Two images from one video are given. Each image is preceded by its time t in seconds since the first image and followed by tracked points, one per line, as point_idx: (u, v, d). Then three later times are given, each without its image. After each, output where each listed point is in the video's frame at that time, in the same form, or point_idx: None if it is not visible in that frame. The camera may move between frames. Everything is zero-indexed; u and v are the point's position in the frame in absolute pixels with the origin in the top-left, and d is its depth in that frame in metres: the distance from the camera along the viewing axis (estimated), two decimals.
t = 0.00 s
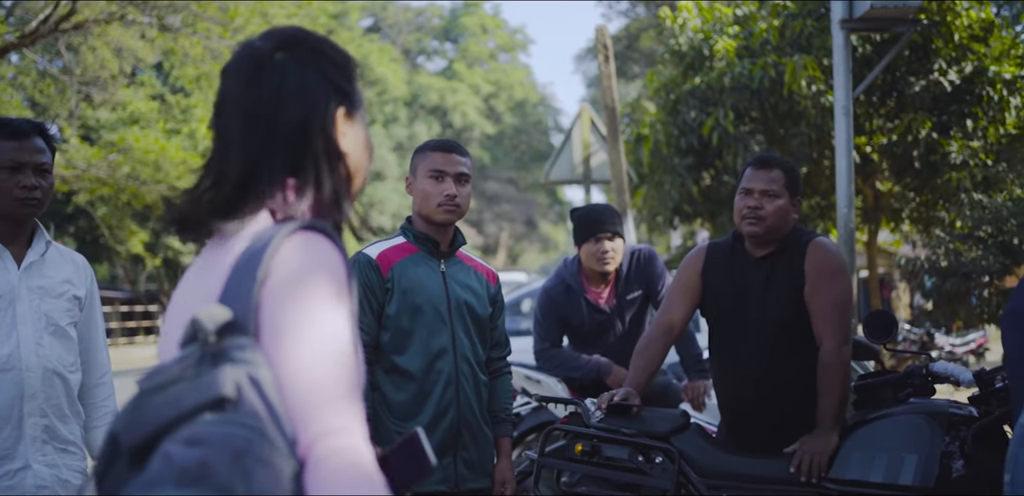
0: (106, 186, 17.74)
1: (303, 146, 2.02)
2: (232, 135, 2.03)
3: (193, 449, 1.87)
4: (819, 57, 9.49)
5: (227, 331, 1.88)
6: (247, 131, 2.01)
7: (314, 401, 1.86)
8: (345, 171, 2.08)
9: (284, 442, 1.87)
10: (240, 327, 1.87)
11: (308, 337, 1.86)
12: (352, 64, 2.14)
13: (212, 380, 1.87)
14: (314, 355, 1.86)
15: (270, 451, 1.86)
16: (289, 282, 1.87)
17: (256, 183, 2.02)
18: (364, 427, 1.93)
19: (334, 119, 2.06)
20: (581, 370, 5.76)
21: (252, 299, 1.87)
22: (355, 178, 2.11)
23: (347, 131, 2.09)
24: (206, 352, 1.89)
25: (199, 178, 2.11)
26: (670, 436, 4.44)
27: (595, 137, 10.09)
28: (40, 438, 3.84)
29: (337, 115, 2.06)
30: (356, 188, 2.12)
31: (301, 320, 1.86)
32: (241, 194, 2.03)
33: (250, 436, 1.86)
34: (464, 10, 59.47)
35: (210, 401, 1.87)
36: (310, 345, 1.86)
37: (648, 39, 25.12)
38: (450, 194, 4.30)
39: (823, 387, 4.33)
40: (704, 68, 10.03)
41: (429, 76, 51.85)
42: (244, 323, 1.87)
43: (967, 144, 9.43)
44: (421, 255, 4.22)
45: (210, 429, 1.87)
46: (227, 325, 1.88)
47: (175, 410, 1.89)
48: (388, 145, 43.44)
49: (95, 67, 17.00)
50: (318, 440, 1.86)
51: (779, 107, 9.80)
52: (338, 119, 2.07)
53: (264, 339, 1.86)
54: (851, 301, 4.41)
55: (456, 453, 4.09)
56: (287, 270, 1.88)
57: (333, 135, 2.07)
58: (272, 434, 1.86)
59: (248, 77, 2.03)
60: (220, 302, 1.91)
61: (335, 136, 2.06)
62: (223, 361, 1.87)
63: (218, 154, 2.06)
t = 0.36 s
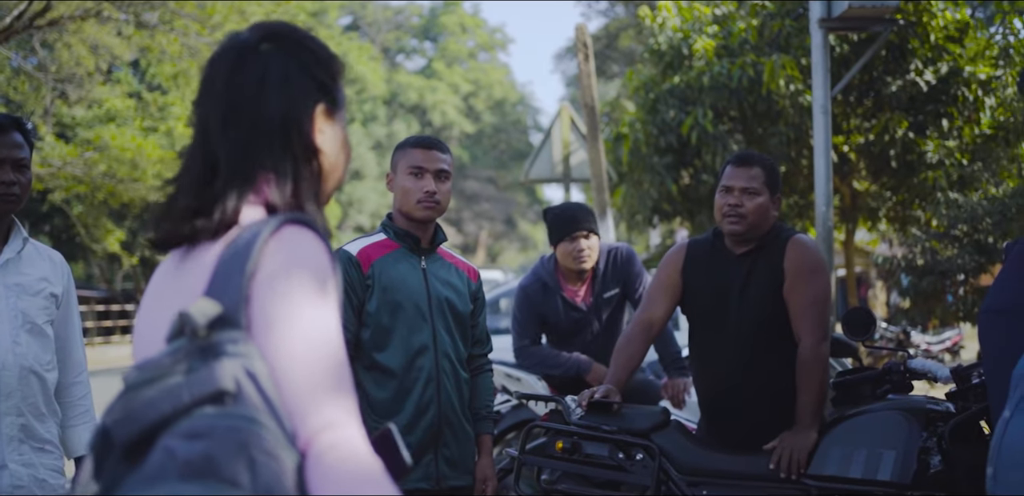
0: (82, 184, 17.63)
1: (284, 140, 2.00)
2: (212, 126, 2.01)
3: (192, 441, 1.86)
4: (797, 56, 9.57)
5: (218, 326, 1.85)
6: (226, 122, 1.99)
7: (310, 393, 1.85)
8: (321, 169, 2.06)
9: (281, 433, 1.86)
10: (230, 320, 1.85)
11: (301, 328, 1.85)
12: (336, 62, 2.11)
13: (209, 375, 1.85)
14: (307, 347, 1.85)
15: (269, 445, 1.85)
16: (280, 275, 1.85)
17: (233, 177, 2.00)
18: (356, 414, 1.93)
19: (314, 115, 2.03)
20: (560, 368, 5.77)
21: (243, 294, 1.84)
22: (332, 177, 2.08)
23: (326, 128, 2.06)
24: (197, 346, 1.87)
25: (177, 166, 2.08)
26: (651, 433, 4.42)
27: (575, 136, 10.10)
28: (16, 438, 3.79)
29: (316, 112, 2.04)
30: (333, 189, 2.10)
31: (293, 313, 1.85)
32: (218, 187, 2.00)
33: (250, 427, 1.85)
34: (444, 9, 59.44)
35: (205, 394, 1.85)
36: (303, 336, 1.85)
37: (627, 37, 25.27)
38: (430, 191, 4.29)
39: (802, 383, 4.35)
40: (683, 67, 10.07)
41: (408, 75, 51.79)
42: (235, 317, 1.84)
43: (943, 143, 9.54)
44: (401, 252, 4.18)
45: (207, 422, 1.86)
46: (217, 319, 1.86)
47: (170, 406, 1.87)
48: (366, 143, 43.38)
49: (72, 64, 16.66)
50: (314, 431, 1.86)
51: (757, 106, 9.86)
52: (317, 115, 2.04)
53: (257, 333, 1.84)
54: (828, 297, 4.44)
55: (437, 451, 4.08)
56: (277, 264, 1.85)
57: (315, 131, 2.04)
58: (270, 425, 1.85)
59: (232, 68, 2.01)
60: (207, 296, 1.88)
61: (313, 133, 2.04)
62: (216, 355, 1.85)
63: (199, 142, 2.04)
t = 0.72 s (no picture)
0: (75, 184, 17.53)
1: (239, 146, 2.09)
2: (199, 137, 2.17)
3: (157, 431, 1.91)
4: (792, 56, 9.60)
5: (186, 322, 1.92)
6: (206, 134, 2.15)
7: (270, 389, 1.89)
8: (286, 168, 2.09)
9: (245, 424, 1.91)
10: (197, 316, 1.91)
11: (263, 325, 1.89)
12: (316, 63, 2.14)
13: (174, 368, 1.91)
14: (268, 344, 1.89)
15: (232, 435, 1.90)
16: (241, 273, 1.90)
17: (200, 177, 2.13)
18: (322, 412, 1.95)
19: (269, 120, 2.09)
20: (556, 367, 5.77)
21: (208, 289, 1.90)
22: (298, 175, 2.10)
23: (284, 132, 2.09)
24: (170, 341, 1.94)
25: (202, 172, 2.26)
26: (647, 433, 4.42)
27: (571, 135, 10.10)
28: (9, 438, 3.74)
29: (272, 111, 2.09)
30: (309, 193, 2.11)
31: (254, 309, 1.89)
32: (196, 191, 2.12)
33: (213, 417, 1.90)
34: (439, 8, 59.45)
35: (172, 385, 1.91)
36: (264, 333, 1.89)
37: (623, 37, 25.34)
38: (427, 190, 4.26)
39: (796, 382, 4.38)
40: (678, 67, 10.09)
41: (404, 75, 51.73)
42: (201, 313, 1.90)
43: (936, 144, 9.58)
44: (399, 250, 4.16)
45: (172, 413, 1.91)
46: (186, 315, 1.92)
47: (139, 398, 1.93)
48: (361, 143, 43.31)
49: (63, 63, 16.14)
50: (274, 424, 1.89)
51: (752, 106, 9.89)
52: (273, 116, 2.09)
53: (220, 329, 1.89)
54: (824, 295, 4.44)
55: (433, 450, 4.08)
56: (238, 263, 1.90)
57: (274, 136, 2.09)
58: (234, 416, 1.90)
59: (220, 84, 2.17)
60: (179, 295, 1.95)
61: (272, 133, 2.09)
62: (183, 349, 1.91)
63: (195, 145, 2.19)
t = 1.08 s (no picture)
0: (63, 184, 17.47)
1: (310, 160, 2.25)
2: (253, 143, 2.28)
3: (160, 410, 2.03)
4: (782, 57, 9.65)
5: (201, 315, 2.08)
6: (265, 142, 2.26)
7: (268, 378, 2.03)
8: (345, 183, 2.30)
9: (242, 416, 2.04)
10: (212, 310, 2.08)
11: (269, 320, 2.04)
12: (363, 91, 2.37)
13: (183, 354, 2.06)
14: (271, 337, 2.04)
15: (230, 417, 2.03)
16: (254, 268, 2.07)
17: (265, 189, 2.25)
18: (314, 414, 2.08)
19: (337, 139, 2.28)
20: (548, 366, 5.75)
21: (223, 286, 2.09)
22: (352, 191, 2.32)
23: (348, 151, 2.30)
24: (184, 337, 2.09)
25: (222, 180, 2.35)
26: (639, 431, 4.41)
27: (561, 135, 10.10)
28: None
29: (340, 130, 2.29)
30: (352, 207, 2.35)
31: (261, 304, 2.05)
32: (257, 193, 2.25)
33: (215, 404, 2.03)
34: (429, 8, 59.43)
35: (179, 371, 2.04)
36: (269, 327, 2.05)
37: (613, 36, 25.35)
38: (419, 189, 4.25)
39: (787, 380, 4.38)
40: (668, 67, 10.11)
41: (393, 75, 51.67)
42: (216, 306, 2.08)
43: (925, 144, 9.65)
44: (391, 249, 4.15)
45: (175, 396, 2.03)
46: (200, 311, 2.09)
47: (148, 384, 2.06)
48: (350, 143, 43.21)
49: (52, 62, 15.86)
50: (265, 415, 2.01)
51: (742, 106, 9.92)
52: (341, 135, 2.29)
53: (232, 322, 2.06)
54: (813, 294, 4.46)
55: (425, 449, 4.06)
56: (251, 262, 2.08)
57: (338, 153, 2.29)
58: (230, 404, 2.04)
59: (269, 95, 2.28)
60: (196, 295, 2.12)
61: (336, 150, 2.28)
62: (195, 339, 2.07)
63: (238, 156, 2.30)
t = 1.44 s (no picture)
0: (54, 183, 17.42)
1: (280, 169, 2.27)
2: (221, 148, 2.29)
3: (151, 411, 2.04)
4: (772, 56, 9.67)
5: (180, 319, 2.09)
6: (233, 147, 2.27)
7: (251, 383, 2.03)
8: (312, 193, 2.32)
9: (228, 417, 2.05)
10: (190, 314, 2.09)
11: (250, 322, 2.06)
12: (332, 104, 2.38)
13: (166, 357, 2.07)
14: (251, 343, 2.05)
15: (216, 417, 2.04)
16: (231, 273, 2.08)
17: (232, 196, 2.25)
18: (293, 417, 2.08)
19: (304, 149, 2.30)
20: (539, 366, 5.75)
21: (200, 291, 2.09)
22: (318, 201, 2.34)
23: (315, 162, 2.32)
24: (163, 340, 2.10)
25: (185, 189, 2.34)
26: (631, 431, 4.41)
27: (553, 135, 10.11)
28: None
29: (309, 141, 2.30)
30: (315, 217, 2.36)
31: (240, 310, 2.06)
32: (222, 199, 2.26)
33: (203, 406, 2.03)
34: (420, 8, 59.45)
35: (167, 374, 2.06)
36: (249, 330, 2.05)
37: (604, 37, 25.40)
38: (412, 189, 4.23)
39: (779, 380, 4.39)
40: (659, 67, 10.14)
41: (384, 75, 51.66)
42: (195, 310, 2.09)
43: (916, 144, 9.67)
44: (384, 249, 4.14)
45: (162, 397, 2.04)
46: (179, 314, 2.09)
47: (133, 387, 2.07)
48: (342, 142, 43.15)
49: (40, 61, 16.02)
50: (250, 419, 2.01)
51: (733, 106, 9.94)
52: (309, 146, 2.30)
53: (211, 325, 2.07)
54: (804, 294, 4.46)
55: (417, 449, 4.06)
56: (229, 267, 2.09)
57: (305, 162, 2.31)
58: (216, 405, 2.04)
59: (239, 102, 2.29)
60: (173, 299, 2.13)
61: (304, 160, 2.30)
62: (175, 343, 2.08)
63: (205, 160, 2.31)
